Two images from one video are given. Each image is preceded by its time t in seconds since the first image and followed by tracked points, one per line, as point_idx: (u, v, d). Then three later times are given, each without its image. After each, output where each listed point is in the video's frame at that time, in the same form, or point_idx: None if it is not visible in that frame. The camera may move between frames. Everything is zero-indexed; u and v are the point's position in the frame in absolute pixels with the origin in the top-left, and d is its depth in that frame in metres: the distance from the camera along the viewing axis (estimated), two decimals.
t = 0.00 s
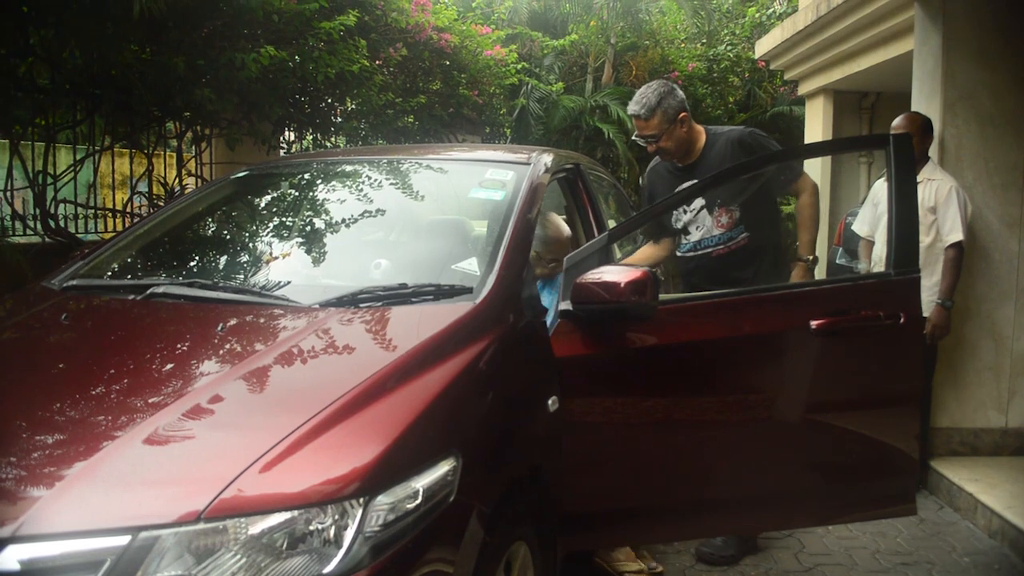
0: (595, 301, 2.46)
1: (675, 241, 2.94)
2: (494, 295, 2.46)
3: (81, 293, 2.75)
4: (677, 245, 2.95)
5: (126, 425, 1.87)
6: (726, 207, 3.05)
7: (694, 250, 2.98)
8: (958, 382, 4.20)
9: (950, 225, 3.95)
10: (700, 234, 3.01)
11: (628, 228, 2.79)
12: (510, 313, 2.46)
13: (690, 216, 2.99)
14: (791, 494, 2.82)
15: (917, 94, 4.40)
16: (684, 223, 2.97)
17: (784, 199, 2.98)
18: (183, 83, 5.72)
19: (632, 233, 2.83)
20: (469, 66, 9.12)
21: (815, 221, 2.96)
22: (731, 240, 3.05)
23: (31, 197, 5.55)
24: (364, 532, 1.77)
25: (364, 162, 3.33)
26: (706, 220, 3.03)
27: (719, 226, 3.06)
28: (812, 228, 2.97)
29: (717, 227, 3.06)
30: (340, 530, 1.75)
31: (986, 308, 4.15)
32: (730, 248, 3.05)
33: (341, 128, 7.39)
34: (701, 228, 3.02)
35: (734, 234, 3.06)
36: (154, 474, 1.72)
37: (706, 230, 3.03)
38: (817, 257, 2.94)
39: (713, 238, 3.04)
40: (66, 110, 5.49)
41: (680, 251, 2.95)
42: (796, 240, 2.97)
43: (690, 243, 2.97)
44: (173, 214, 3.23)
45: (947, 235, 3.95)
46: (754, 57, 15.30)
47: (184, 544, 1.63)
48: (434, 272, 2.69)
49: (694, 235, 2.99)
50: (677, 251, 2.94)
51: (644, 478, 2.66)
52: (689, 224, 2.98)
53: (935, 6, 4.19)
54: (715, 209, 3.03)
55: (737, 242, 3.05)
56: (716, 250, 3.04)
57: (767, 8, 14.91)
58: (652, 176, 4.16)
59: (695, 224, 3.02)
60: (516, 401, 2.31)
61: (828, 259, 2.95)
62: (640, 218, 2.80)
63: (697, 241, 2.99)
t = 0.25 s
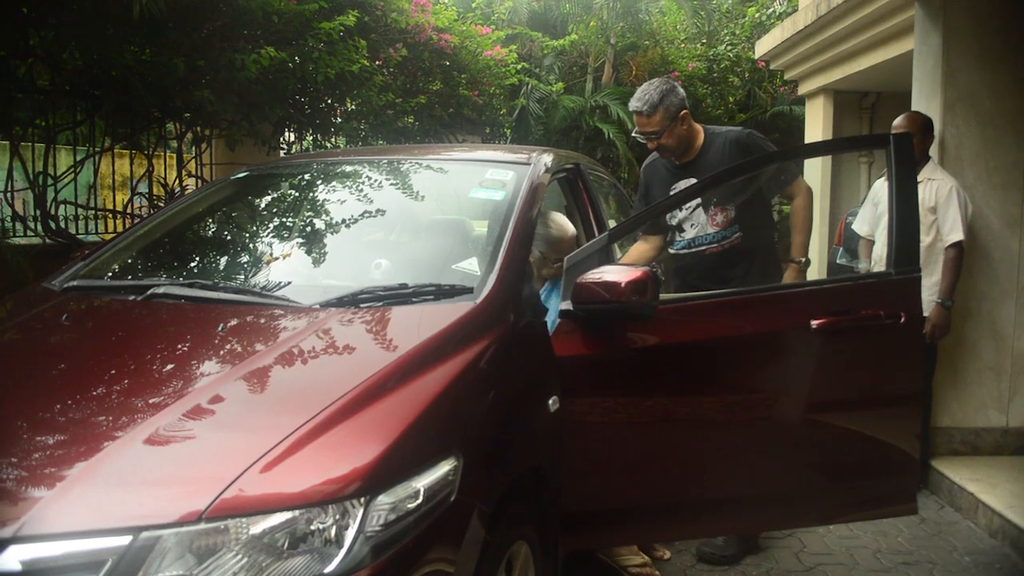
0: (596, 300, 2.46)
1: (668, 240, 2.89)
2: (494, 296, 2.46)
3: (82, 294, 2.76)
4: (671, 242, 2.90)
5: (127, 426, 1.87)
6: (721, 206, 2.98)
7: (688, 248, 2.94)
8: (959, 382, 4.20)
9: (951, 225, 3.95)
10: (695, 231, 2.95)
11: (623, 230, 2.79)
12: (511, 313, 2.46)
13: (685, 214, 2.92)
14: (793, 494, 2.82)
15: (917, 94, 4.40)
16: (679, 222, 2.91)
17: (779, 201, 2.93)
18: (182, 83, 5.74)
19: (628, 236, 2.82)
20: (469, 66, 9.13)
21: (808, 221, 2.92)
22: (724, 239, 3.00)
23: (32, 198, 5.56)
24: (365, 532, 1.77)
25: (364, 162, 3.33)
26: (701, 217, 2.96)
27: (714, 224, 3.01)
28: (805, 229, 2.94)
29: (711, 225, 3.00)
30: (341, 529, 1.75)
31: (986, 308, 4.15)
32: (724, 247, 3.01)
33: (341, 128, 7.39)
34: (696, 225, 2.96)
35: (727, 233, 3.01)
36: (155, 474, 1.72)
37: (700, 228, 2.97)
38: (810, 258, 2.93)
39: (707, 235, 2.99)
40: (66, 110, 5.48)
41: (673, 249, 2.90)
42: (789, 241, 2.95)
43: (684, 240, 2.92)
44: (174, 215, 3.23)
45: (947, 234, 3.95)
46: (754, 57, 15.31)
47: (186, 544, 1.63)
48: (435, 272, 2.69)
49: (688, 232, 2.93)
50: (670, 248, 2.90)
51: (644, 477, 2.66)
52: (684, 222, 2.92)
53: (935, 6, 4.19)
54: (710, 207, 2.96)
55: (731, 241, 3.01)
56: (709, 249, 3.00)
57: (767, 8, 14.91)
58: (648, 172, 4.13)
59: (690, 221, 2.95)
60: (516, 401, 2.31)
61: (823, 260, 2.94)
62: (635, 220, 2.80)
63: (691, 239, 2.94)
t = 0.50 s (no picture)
0: (596, 297, 2.46)
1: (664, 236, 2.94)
2: (495, 293, 2.46)
3: (82, 292, 2.76)
4: (666, 237, 2.95)
5: (128, 423, 1.87)
6: (719, 202, 2.98)
7: (682, 243, 3.01)
8: (960, 378, 4.20)
9: (952, 222, 3.95)
10: (692, 226, 2.99)
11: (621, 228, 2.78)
12: (511, 310, 2.46)
13: (682, 211, 2.93)
14: (794, 490, 2.82)
15: (917, 91, 4.39)
16: (676, 219, 2.94)
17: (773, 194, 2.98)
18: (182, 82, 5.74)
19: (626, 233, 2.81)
20: (468, 64, 9.12)
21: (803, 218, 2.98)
22: (722, 234, 3.05)
23: (31, 197, 5.55)
24: (365, 529, 1.77)
25: (364, 160, 3.33)
26: (699, 213, 2.98)
27: (712, 219, 3.03)
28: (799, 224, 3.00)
29: (709, 220, 3.03)
30: (342, 527, 1.75)
31: (987, 304, 4.15)
32: (721, 242, 3.06)
33: (341, 126, 7.38)
34: (694, 221, 2.99)
35: (726, 228, 3.04)
36: (157, 471, 1.72)
37: (697, 224, 3.00)
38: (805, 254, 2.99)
39: (704, 230, 3.03)
40: (66, 109, 5.49)
41: (668, 244, 2.96)
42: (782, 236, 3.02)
43: (680, 236, 2.99)
44: (174, 213, 3.23)
45: (948, 231, 3.95)
46: (754, 54, 15.28)
47: (187, 542, 1.63)
48: (435, 270, 2.69)
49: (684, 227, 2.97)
50: (665, 244, 2.95)
51: (645, 473, 2.66)
52: (681, 217, 2.95)
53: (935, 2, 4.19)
54: (708, 203, 2.96)
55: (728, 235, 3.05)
56: (706, 243, 3.06)
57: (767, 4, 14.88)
58: (642, 171, 4.13)
59: (687, 217, 2.97)
60: (516, 398, 2.31)
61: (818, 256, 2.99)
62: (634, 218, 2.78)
63: (687, 235, 3.00)
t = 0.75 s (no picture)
0: (592, 294, 2.46)
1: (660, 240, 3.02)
2: (492, 289, 2.45)
3: (79, 289, 2.75)
4: (662, 238, 3.01)
5: (125, 420, 1.86)
6: (716, 199, 3.01)
7: (681, 243, 3.06)
8: (957, 376, 4.20)
9: (949, 220, 3.94)
10: (688, 227, 3.04)
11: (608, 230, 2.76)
12: (508, 307, 2.46)
13: (678, 212, 2.97)
14: (791, 487, 2.82)
15: (915, 89, 4.39)
16: (671, 220, 2.98)
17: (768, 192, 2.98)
18: (180, 78, 5.73)
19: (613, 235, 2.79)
20: (466, 61, 9.12)
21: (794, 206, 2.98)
22: (719, 230, 3.06)
23: (28, 193, 5.53)
24: (362, 526, 1.77)
25: (362, 156, 3.32)
26: (695, 213, 3.02)
27: (709, 216, 3.06)
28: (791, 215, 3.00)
29: (706, 217, 3.06)
30: (338, 524, 1.75)
31: (984, 301, 4.15)
32: (719, 238, 3.08)
33: (338, 123, 7.37)
34: (690, 220, 3.03)
35: (723, 223, 3.07)
36: (153, 468, 1.72)
37: (694, 222, 3.04)
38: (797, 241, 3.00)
39: (702, 229, 3.07)
40: (63, 105, 5.50)
41: (664, 245, 3.04)
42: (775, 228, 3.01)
43: (676, 237, 3.04)
44: (171, 209, 3.23)
45: (945, 229, 3.95)
46: (753, 51, 15.26)
47: (182, 539, 1.63)
48: (432, 266, 2.69)
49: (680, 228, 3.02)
50: (660, 245, 3.03)
51: (642, 471, 2.66)
52: (677, 218, 2.99)
53: None
54: (704, 201, 2.99)
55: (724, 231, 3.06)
56: (704, 240, 3.09)
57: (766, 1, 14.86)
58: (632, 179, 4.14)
59: (683, 216, 3.01)
60: (513, 395, 2.31)
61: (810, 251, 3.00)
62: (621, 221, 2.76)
63: (684, 234, 3.04)
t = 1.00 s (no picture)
0: (589, 294, 2.46)
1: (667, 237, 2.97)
2: (489, 290, 2.45)
3: (76, 289, 2.74)
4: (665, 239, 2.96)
5: (121, 420, 1.86)
6: (718, 197, 3.00)
7: (685, 245, 3.00)
8: (954, 377, 4.21)
9: (945, 221, 3.95)
10: (693, 227, 3.00)
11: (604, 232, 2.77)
12: (506, 308, 2.46)
13: (680, 211, 2.95)
14: (789, 488, 2.82)
15: (912, 90, 4.40)
16: (674, 219, 2.95)
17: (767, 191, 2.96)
18: (178, 77, 5.74)
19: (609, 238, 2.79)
20: (464, 60, 9.12)
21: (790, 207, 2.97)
22: (723, 228, 3.05)
23: (25, 192, 5.53)
24: (358, 526, 1.77)
25: (360, 157, 3.32)
26: (698, 212, 2.99)
27: (712, 215, 3.04)
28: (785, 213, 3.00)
29: (709, 216, 3.04)
30: (334, 524, 1.74)
31: (981, 302, 4.15)
32: (723, 236, 3.06)
33: (336, 123, 7.37)
34: (693, 219, 3.00)
35: (725, 221, 3.07)
36: (150, 469, 1.71)
37: (697, 221, 3.01)
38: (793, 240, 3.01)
39: (706, 228, 3.04)
40: (61, 104, 5.48)
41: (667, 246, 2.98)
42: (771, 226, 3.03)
43: (679, 237, 2.99)
44: (169, 209, 3.22)
45: (942, 231, 3.96)
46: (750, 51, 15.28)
47: (178, 539, 1.63)
48: (429, 267, 2.69)
49: (682, 228, 2.97)
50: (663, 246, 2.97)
51: (639, 471, 2.67)
52: (679, 218, 2.96)
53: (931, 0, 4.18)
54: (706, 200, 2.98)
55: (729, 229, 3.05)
56: (709, 240, 3.05)
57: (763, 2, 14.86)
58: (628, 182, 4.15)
59: (686, 216, 2.99)
60: (510, 396, 2.31)
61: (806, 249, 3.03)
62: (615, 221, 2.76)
63: (688, 234, 2.99)
